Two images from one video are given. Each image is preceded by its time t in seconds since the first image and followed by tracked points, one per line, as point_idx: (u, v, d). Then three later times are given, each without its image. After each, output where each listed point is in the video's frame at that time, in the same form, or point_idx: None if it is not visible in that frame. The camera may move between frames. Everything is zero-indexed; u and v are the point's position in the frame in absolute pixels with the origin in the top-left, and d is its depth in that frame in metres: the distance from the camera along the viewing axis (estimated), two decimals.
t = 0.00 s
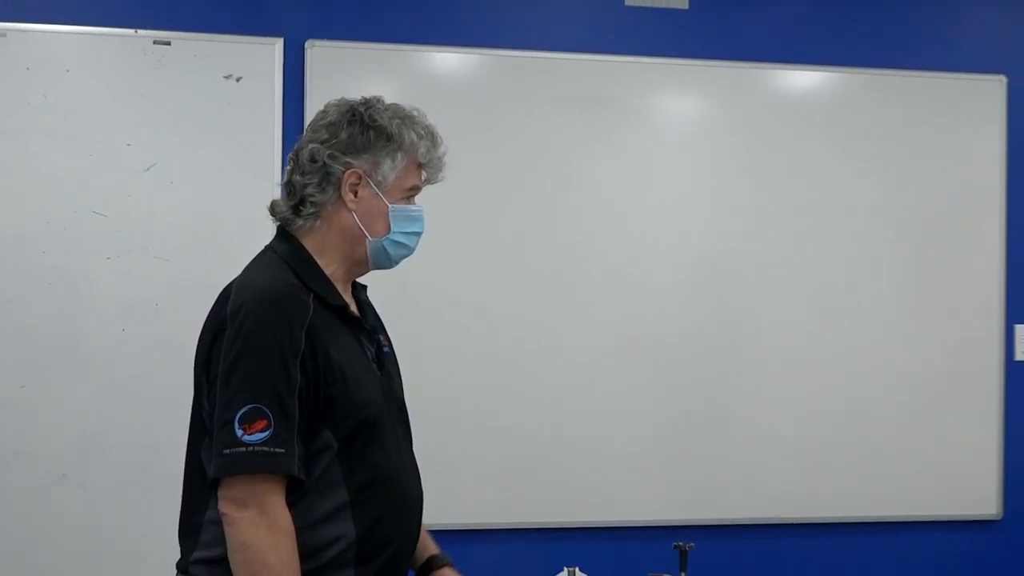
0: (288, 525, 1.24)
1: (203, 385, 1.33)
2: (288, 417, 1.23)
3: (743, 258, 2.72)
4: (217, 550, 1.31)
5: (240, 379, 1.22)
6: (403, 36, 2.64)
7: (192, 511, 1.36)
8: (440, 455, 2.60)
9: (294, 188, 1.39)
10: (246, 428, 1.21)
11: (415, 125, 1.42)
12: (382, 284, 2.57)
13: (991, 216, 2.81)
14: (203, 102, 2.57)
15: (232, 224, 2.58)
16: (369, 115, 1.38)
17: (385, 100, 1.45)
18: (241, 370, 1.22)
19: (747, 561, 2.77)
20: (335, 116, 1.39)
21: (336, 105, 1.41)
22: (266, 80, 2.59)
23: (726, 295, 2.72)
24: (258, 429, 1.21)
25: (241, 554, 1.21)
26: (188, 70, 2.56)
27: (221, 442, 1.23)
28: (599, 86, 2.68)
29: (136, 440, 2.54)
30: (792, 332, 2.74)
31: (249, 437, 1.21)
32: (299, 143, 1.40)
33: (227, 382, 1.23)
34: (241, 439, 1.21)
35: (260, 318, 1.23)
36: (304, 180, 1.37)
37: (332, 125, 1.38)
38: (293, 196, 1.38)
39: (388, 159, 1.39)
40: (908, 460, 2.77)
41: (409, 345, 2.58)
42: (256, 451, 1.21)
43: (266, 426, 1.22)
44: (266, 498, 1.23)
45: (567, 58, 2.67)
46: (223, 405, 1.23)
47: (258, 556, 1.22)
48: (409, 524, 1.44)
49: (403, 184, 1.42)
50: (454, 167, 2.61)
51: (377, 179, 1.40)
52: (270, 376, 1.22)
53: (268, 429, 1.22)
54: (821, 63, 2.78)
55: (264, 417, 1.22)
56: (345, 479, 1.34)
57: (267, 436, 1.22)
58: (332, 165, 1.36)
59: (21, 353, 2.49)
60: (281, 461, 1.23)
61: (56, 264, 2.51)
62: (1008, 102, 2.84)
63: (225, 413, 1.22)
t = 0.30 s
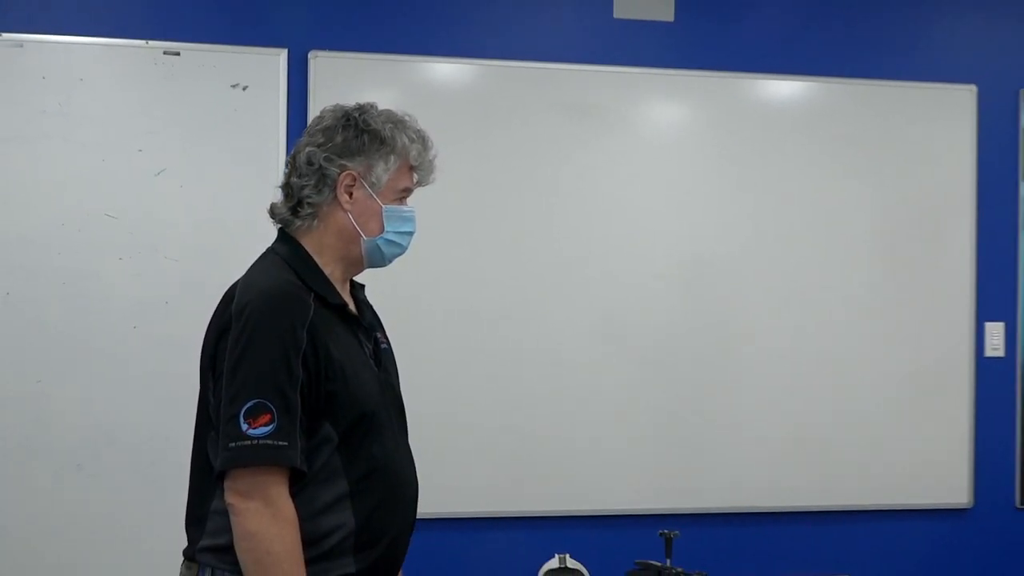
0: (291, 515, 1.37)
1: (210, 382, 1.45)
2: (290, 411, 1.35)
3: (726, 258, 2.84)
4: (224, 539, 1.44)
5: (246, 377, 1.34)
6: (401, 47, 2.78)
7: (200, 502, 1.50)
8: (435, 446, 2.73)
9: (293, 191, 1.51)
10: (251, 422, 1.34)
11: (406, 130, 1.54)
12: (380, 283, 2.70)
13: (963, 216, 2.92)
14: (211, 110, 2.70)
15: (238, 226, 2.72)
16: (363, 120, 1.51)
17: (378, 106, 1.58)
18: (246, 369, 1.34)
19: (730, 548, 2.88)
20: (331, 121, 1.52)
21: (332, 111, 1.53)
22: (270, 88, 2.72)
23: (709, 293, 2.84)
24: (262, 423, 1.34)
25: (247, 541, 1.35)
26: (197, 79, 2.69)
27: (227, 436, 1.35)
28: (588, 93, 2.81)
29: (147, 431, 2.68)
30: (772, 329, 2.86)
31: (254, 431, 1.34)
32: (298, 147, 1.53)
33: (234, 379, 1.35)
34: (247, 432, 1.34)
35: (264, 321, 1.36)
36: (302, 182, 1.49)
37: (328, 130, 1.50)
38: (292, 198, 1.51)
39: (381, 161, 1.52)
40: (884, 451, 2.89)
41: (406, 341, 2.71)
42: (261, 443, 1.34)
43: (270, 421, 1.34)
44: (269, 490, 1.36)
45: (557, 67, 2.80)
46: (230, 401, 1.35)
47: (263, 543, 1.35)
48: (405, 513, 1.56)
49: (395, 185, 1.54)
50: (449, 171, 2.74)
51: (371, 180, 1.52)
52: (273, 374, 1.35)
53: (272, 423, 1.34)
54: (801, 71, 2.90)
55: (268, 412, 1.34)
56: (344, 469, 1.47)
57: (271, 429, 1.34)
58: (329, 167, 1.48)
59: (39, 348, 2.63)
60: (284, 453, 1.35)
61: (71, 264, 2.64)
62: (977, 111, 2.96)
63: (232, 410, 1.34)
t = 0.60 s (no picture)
0: (292, 503, 1.49)
1: (216, 379, 1.57)
2: (291, 404, 1.48)
3: (707, 258, 2.97)
4: (227, 526, 1.58)
5: (251, 373, 1.46)
6: (398, 58, 2.92)
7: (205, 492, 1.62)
8: (428, 436, 2.85)
9: (290, 193, 1.63)
10: (255, 415, 1.46)
11: (399, 135, 1.67)
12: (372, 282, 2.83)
13: (938, 217, 3.03)
14: (216, 118, 2.85)
15: (242, 228, 2.87)
16: (358, 126, 1.63)
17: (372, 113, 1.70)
18: (250, 365, 1.46)
19: (712, 535, 2.98)
20: (327, 126, 1.63)
21: (328, 117, 1.65)
22: (274, 96, 2.87)
23: (691, 291, 2.96)
24: (266, 415, 1.46)
25: (251, 528, 1.47)
26: (202, 88, 2.84)
27: (233, 428, 1.47)
28: (575, 101, 2.95)
29: (155, 423, 2.83)
30: (749, 326, 2.97)
31: (258, 423, 1.46)
32: (295, 151, 1.64)
33: (239, 375, 1.47)
34: (251, 424, 1.46)
35: (267, 321, 1.48)
36: (299, 185, 1.61)
37: (324, 135, 1.62)
38: (290, 199, 1.63)
39: (375, 165, 1.64)
40: (862, 443, 2.99)
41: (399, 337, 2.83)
42: (264, 435, 1.46)
43: (273, 413, 1.46)
44: (272, 479, 1.48)
45: (546, 77, 2.94)
46: (235, 396, 1.47)
47: (265, 529, 1.47)
48: (400, 501, 1.69)
49: (388, 187, 1.66)
50: (442, 174, 2.88)
51: (366, 183, 1.64)
52: (276, 370, 1.47)
53: (275, 416, 1.47)
54: (779, 81, 3.04)
55: (271, 405, 1.46)
56: (341, 458, 1.60)
57: (274, 421, 1.46)
58: (325, 170, 1.60)
59: (52, 344, 2.78)
60: (287, 444, 1.47)
61: (82, 263, 2.79)
62: (946, 120, 3.06)
63: (237, 404, 1.46)
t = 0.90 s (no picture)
0: (291, 492, 1.58)
1: (217, 373, 1.66)
2: (289, 397, 1.56)
3: (686, 258, 3.12)
4: (228, 514, 1.66)
5: (251, 368, 1.55)
6: (392, 68, 3.08)
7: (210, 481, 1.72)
8: (419, 428, 2.99)
9: (286, 196, 1.73)
10: (255, 407, 1.54)
11: (390, 141, 1.77)
12: (365, 281, 2.97)
13: (906, 220, 3.18)
14: (220, 125, 3.00)
15: (244, 230, 3.03)
16: (351, 132, 1.73)
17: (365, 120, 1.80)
18: (250, 360, 1.55)
19: (691, 522, 3.13)
20: (321, 132, 1.74)
21: (322, 123, 1.75)
22: (274, 104, 3.02)
23: (671, 290, 3.11)
24: (265, 408, 1.55)
25: (252, 515, 1.55)
26: (207, 96, 3.00)
27: (233, 419, 1.55)
28: (561, 109, 3.10)
29: (162, 414, 2.99)
30: (726, 323, 3.12)
31: (258, 415, 1.54)
32: (292, 156, 1.75)
33: (239, 368, 1.56)
34: (251, 416, 1.54)
35: (266, 318, 1.57)
36: (295, 188, 1.71)
37: (318, 140, 1.72)
38: (286, 202, 1.72)
39: (368, 169, 1.74)
40: (833, 436, 3.14)
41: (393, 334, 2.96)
42: (263, 425, 1.54)
43: (272, 405, 1.55)
44: (271, 468, 1.57)
45: (533, 86, 3.09)
46: (235, 388, 1.56)
47: (265, 517, 1.55)
48: (393, 490, 1.77)
49: (380, 190, 1.76)
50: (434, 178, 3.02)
51: (358, 186, 1.74)
52: (275, 365, 1.56)
53: (274, 408, 1.55)
54: (757, 90, 3.18)
55: (270, 398, 1.55)
56: (337, 448, 1.68)
57: (273, 413, 1.55)
58: (320, 174, 1.70)
59: (64, 339, 2.94)
60: (285, 435, 1.56)
61: (93, 263, 2.95)
62: (914, 126, 3.20)
63: (238, 397, 1.55)
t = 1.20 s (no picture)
0: (282, 480, 1.71)
1: (215, 369, 1.80)
2: (281, 391, 1.69)
3: (663, 259, 3.28)
4: (225, 503, 1.81)
5: (246, 364, 1.68)
6: (384, 78, 3.24)
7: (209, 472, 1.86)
8: (409, 420, 3.16)
9: (283, 200, 1.87)
10: (249, 400, 1.68)
11: (381, 148, 1.92)
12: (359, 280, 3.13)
13: (872, 223, 3.35)
14: (220, 132, 3.17)
15: (243, 232, 3.19)
16: (344, 140, 1.87)
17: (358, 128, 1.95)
18: (245, 355, 1.69)
19: (666, 511, 3.29)
20: (316, 140, 1.88)
21: (317, 131, 1.89)
22: (273, 112, 3.19)
23: (648, 290, 3.27)
24: (258, 401, 1.68)
25: (245, 502, 1.67)
26: (208, 104, 3.16)
27: (229, 412, 1.69)
28: (544, 118, 3.26)
29: (165, 407, 3.15)
30: (701, 321, 3.29)
31: (251, 407, 1.67)
32: (288, 162, 1.89)
33: (234, 364, 1.70)
34: (245, 409, 1.67)
35: (260, 318, 1.70)
36: (290, 192, 1.85)
37: (313, 147, 1.86)
38: (282, 206, 1.87)
39: (359, 174, 1.88)
40: (802, 428, 3.30)
41: (385, 331, 3.12)
42: (256, 417, 1.67)
43: (265, 399, 1.68)
44: (263, 458, 1.69)
45: (518, 96, 3.25)
46: (231, 382, 1.69)
47: (257, 504, 1.68)
48: (381, 480, 1.90)
49: (371, 194, 1.90)
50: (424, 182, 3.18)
51: (351, 191, 1.88)
52: (268, 361, 1.69)
53: (266, 401, 1.68)
54: (731, 100, 3.35)
55: (263, 392, 1.68)
56: (328, 440, 1.82)
57: (265, 406, 1.68)
58: (314, 179, 1.84)
59: (71, 336, 3.10)
60: (276, 426, 1.69)
61: (99, 263, 3.11)
62: (880, 134, 3.37)
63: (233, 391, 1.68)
